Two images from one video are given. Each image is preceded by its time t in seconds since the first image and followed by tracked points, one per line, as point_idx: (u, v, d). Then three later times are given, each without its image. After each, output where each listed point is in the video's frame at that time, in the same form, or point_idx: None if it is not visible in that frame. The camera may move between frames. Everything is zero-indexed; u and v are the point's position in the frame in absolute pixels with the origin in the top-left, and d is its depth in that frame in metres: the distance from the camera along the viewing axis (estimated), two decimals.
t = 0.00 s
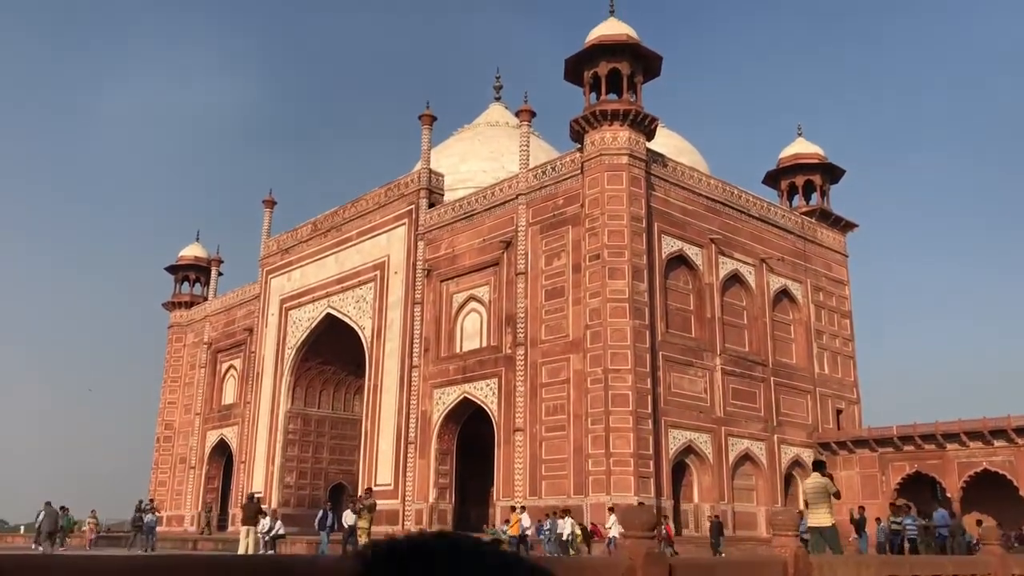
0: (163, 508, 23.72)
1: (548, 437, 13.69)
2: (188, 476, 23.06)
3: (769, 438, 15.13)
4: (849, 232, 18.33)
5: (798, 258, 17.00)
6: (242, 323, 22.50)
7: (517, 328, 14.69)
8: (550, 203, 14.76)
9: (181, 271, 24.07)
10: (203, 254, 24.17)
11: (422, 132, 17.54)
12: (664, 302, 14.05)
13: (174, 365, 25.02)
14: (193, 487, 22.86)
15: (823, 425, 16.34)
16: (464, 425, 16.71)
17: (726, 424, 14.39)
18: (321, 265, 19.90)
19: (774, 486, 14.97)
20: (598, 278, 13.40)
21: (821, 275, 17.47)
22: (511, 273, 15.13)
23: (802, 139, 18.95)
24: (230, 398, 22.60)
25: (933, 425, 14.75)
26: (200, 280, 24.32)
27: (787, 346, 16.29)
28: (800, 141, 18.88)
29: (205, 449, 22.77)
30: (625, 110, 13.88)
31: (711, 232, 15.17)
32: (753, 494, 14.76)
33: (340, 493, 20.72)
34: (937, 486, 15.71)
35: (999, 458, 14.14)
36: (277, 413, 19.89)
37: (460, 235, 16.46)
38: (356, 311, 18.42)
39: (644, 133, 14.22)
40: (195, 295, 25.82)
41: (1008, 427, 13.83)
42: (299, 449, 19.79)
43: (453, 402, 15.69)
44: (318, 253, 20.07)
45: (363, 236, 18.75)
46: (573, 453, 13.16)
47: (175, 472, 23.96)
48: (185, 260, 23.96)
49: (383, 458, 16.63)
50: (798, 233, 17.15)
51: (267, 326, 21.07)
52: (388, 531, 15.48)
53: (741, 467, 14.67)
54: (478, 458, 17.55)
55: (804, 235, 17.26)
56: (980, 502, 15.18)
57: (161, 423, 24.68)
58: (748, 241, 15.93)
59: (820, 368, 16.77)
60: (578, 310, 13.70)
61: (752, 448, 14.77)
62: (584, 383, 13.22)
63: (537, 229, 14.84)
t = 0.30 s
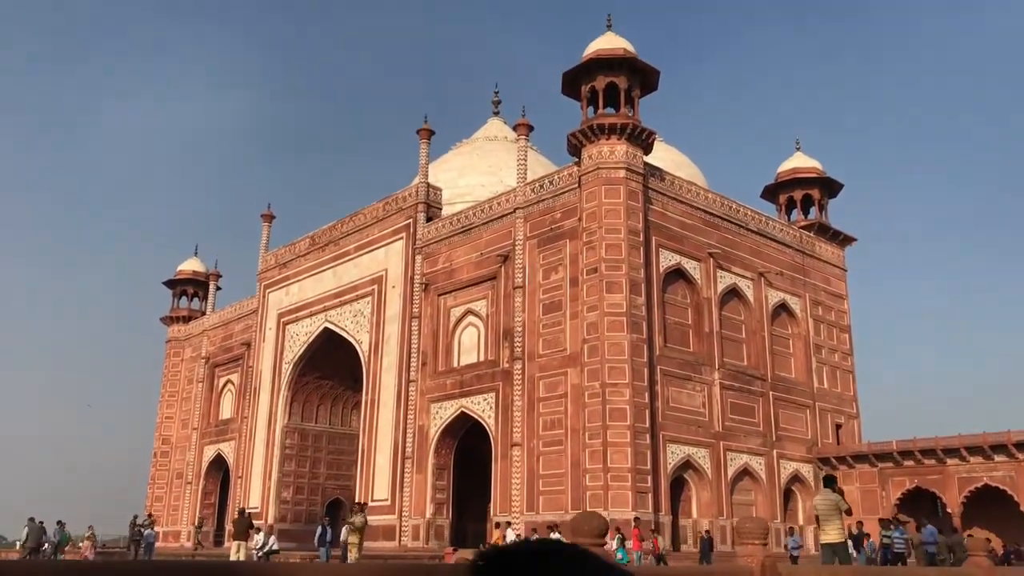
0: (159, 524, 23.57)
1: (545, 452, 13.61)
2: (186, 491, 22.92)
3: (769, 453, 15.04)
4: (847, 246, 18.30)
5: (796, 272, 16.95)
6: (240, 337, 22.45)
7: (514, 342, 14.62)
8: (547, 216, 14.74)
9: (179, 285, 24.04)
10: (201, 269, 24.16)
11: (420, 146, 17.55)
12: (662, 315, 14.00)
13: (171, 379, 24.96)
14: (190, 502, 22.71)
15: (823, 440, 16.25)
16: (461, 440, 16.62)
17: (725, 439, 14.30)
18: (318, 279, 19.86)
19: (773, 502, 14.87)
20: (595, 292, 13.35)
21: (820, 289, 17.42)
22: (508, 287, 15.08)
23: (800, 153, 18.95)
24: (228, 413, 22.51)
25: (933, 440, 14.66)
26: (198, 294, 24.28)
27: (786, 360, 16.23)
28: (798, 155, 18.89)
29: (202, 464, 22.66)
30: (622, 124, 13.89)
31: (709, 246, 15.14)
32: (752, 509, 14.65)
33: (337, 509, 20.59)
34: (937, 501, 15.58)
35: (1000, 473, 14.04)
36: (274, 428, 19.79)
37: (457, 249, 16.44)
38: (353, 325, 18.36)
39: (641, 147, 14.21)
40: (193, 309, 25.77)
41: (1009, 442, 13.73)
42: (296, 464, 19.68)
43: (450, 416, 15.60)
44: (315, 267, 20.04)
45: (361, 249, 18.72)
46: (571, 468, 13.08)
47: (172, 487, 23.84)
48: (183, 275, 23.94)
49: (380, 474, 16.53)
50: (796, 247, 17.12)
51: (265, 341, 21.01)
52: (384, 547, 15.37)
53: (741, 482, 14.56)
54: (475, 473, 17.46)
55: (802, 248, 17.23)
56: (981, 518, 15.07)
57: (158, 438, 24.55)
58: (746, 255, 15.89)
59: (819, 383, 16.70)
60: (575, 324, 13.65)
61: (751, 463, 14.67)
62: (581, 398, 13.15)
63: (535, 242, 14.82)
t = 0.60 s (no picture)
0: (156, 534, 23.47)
1: (542, 461, 13.53)
2: (184, 501, 22.83)
3: (768, 462, 14.98)
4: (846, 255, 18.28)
5: (795, 280, 16.91)
6: (239, 346, 22.41)
7: (512, 351, 14.58)
8: (545, 225, 14.71)
9: (178, 294, 24.00)
10: (200, 277, 24.13)
11: (418, 155, 17.56)
12: (660, 324, 13.96)
13: (169, 389, 24.90)
14: (188, 512, 22.62)
15: (823, 449, 16.19)
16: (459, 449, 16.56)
17: (724, 448, 14.23)
18: (317, 288, 19.83)
19: (772, 512, 14.78)
20: (593, 300, 13.32)
21: (819, 298, 17.38)
22: (506, 295, 15.04)
23: (798, 162, 18.96)
24: (226, 422, 22.44)
25: (933, 450, 14.59)
26: (198, 303, 24.25)
27: (785, 369, 16.17)
28: (796, 164, 18.88)
29: (200, 473, 22.58)
30: (620, 132, 13.88)
31: (707, 254, 15.11)
32: (752, 519, 14.57)
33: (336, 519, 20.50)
34: (938, 511, 15.48)
35: (1000, 483, 13.96)
36: (272, 437, 19.72)
37: (455, 257, 16.41)
38: (352, 334, 18.31)
39: (639, 156, 14.20)
40: (192, 318, 25.72)
41: (1009, 451, 13.67)
42: (294, 473, 19.61)
43: (448, 425, 15.55)
44: (314, 276, 20.01)
45: (359, 258, 18.70)
46: (568, 477, 13.01)
47: (170, 497, 23.76)
48: (182, 283, 23.91)
49: (377, 484, 16.45)
50: (795, 255, 17.08)
51: (263, 350, 20.96)
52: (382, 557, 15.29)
53: (740, 491, 14.49)
54: (473, 483, 17.40)
55: (802, 257, 17.19)
56: (982, 528, 14.98)
57: (157, 447, 24.47)
58: (744, 263, 15.85)
59: (819, 392, 16.64)
60: (573, 333, 13.60)
61: (751, 473, 14.60)
62: (579, 408, 13.09)
63: (532, 251, 14.78)
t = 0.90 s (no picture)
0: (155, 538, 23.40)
1: (541, 465, 13.46)
2: (183, 505, 22.78)
3: (768, 465, 14.89)
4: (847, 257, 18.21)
5: (796, 283, 16.84)
6: (238, 349, 22.36)
7: (512, 354, 14.51)
8: (545, 227, 14.66)
9: (178, 297, 23.96)
10: (200, 281, 24.09)
11: (417, 157, 17.51)
12: (660, 326, 13.89)
13: (169, 392, 24.86)
14: (187, 515, 22.55)
15: (824, 452, 16.11)
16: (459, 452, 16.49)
17: (724, 451, 14.15)
18: (317, 291, 19.79)
19: (773, 516, 14.70)
20: (592, 303, 13.26)
21: (820, 301, 17.30)
22: (506, 298, 14.98)
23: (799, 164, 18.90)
24: (226, 425, 22.38)
25: (935, 453, 14.49)
26: (198, 306, 24.20)
27: (786, 372, 16.10)
28: (796, 166, 18.83)
29: (199, 477, 22.52)
30: (619, 134, 13.82)
31: (707, 257, 15.05)
32: (753, 523, 14.49)
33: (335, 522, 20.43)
34: (940, 513, 15.36)
35: (1002, 486, 13.86)
36: (271, 441, 19.67)
37: (455, 260, 16.36)
38: (351, 337, 18.26)
39: (639, 157, 14.15)
40: (192, 322, 25.67)
41: (1011, 454, 13.57)
42: (293, 477, 19.55)
43: (447, 428, 15.48)
44: (313, 279, 19.97)
45: (359, 261, 18.65)
46: (568, 480, 12.94)
47: (169, 501, 23.71)
48: (182, 287, 23.86)
49: (376, 487, 16.37)
50: (796, 258, 17.01)
51: (263, 353, 20.90)
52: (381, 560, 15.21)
53: (741, 495, 14.41)
54: (472, 486, 17.33)
55: (802, 259, 17.12)
56: (985, 532, 14.87)
57: (156, 451, 24.41)
58: (744, 266, 15.78)
59: (820, 395, 16.56)
60: (573, 335, 13.53)
61: (751, 476, 14.51)
62: (579, 411, 13.02)
63: (532, 254, 14.72)
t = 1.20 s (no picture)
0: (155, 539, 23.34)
1: (541, 466, 13.37)
2: (183, 506, 22.71)
3: (769, 467, 14.79)
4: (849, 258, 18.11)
5: (797, 283, 16.75)
6: (238, 350, 22.30)
7: (511, 354, 14.43)
8: (544, 226, 14.57)
9: (178, 298, 23.91)
10: (200, 281, 24.03)
11: (417, 157, 17.43)
12: (660, 326, 13.81)
13: (169, 393, 24.80)
14: (187, 517, 22.48)
15: (825, 453, 16.02)
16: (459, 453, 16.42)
17: (725, 452, 14.06)
18: (316, 291, 19.72)
19: (774, 517, 14.60)
20: (592, 303, 13.18)
21: (822, 301, 17.21)
22: (506, 298, 14.90)
23: (800, 164, 18.81)
24: (225, 426, 22.32)
25: (937, 454, 14.39)
26: (198, 307, 24.15)
27: (787, 372, 16.01)
28: (798, 166, 18.73)
29: (199, 478, 22.45)
30: (619, 133, 13.74)
31: (708, 257, 14.96)
32: (754, 524, 14.40)
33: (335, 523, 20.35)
34: (943, 516, 15.24)
35: (1005, 487, 13.76)
36: (271, 442, 19.60)
37: (454, 260, 16.29)
38: (351, 337, 18.18)
39: (639, 157, 14.06)
40: (191, 322, 25.61)
41: (1014, 455, 13.45)
42: (293, 478, 19.48)
43: (446, 429, 15.40)
44: (313, 279, 19.91)
45: (358, 261, 18.58)
46: (567, 481, 12.85)
47: (169, 502, 23.65)
48: (181, 287, 23.81)
49: (375, 489, 16.28)
50: (797, 258, 16.91)
51: (262, 354, 20.83)
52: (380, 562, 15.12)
53: (742, 496, 14.32)
54: (473, 488, 17.25)
55: (804, 260, 17.03)
56: (988, 534, 14.76)
57: (156, 452, 24.35)
58: (745, 266, 15.69)
59: (821, 396, 16.46)
60: (573, 336, 13.44)
61: (753, 477, 14.42)
62: (578, 412, 12.94)
63: (531, 254, 14.64)
